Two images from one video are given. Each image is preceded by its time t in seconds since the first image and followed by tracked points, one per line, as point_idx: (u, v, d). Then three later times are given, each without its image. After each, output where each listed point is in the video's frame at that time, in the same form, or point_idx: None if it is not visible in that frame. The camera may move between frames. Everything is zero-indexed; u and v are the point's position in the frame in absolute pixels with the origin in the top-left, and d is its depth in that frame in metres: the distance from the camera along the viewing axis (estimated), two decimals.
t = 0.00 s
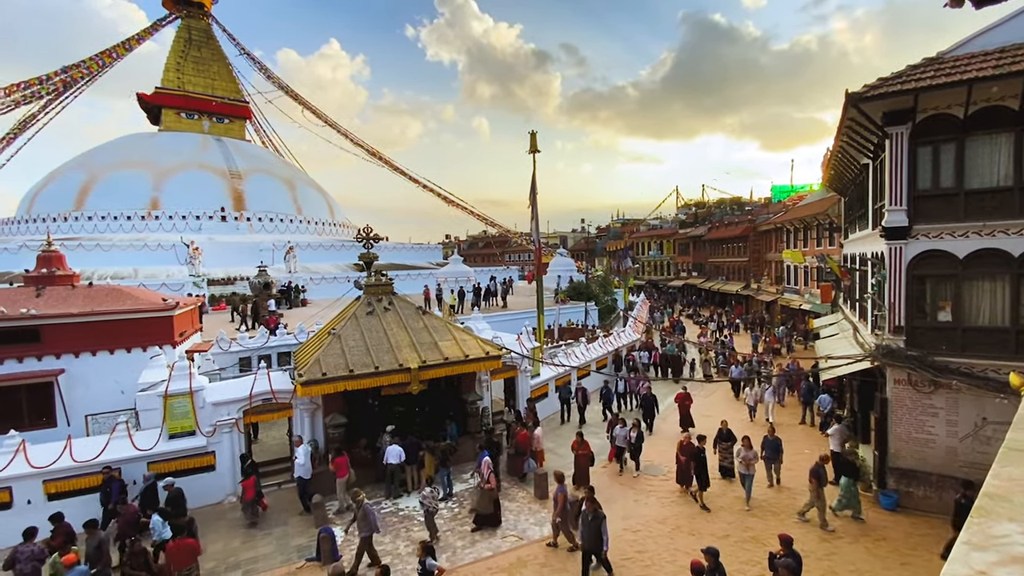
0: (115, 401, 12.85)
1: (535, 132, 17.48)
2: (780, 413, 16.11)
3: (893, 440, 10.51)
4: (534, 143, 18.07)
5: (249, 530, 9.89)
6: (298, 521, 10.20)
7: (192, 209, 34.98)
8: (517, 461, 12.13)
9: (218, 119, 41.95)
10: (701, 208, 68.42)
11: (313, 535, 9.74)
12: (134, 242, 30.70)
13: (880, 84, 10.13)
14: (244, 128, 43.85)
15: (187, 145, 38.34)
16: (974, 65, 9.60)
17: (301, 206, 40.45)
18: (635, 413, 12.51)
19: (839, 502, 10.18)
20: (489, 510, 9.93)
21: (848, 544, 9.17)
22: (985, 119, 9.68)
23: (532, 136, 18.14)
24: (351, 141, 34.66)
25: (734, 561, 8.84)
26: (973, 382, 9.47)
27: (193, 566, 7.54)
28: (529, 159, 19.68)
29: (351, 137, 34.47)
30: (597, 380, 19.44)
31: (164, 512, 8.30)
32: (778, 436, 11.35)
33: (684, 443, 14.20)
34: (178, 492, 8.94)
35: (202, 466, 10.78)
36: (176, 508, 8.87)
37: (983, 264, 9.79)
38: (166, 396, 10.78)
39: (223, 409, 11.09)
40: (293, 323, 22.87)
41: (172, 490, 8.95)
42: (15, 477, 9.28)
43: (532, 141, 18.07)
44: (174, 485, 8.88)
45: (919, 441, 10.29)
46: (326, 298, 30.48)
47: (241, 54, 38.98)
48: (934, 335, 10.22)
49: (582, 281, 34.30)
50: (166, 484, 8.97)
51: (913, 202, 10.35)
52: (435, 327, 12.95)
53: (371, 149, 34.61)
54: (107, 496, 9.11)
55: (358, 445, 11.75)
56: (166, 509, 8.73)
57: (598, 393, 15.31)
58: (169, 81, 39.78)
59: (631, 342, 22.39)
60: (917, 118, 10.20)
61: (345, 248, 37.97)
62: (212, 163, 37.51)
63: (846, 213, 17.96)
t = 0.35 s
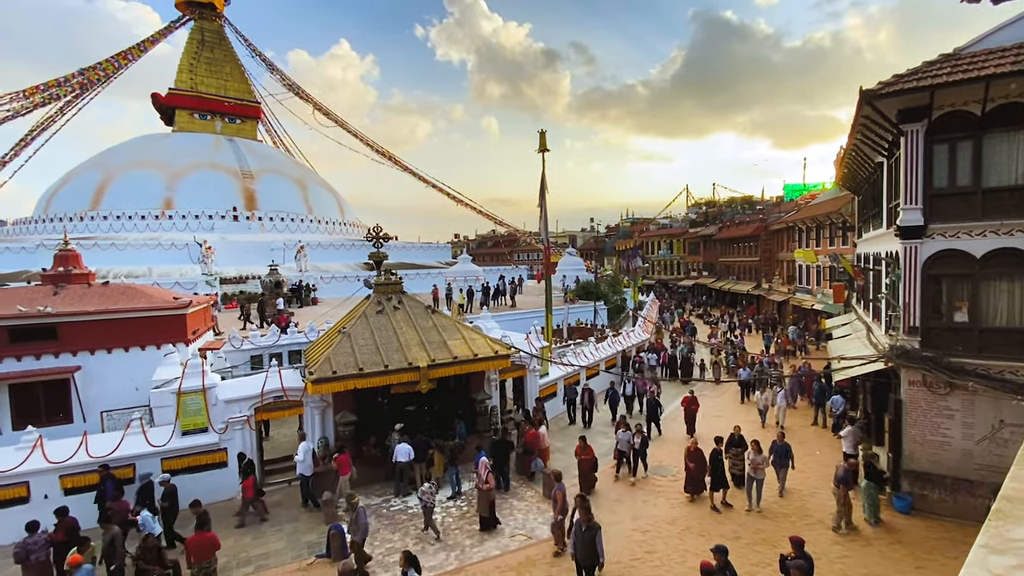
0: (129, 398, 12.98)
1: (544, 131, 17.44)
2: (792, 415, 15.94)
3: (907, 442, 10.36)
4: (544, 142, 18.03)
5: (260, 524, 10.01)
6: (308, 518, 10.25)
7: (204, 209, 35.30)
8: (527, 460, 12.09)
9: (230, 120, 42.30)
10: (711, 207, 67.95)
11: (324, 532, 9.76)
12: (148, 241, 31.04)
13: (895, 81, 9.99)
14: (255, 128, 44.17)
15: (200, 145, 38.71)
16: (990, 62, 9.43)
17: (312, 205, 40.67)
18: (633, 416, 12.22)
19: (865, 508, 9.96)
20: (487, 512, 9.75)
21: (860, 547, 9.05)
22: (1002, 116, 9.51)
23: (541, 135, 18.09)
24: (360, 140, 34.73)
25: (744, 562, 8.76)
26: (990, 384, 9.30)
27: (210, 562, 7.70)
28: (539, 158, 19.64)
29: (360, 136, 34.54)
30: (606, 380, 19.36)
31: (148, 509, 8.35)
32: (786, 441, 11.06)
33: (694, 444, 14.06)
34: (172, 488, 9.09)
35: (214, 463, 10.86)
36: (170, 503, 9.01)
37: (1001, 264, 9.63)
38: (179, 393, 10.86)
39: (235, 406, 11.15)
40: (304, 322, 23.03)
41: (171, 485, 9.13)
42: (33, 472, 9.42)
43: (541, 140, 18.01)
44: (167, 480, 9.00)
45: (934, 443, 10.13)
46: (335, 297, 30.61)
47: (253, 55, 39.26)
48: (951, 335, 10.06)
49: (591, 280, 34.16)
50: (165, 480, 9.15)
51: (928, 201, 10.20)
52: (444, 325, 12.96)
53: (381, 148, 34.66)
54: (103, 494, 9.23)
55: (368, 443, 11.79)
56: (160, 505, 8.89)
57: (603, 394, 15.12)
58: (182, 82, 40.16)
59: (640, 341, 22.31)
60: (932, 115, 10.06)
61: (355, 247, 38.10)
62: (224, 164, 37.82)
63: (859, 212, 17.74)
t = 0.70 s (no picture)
0: (144, 395, 13.12)
1: (554, 130, 17.43)
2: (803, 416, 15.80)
3: (922, 444, 10.23)
4: (553, 141, 17.97)
5: (271, 521, 10.09)
6: (318, 515, 10.29)
7: (217, 208, 35.61)
8: (536, 459, 12.08)
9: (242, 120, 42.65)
10: (722, 206, 67.45)
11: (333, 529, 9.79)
12: (162, 241, 31.37)
13: (911, 77, 9.84)
14: (267, 128, 44.50)
15: (212, 145, 39.07)
16: (1009, 57, 9.27)
17: (322, 205, 40.89)
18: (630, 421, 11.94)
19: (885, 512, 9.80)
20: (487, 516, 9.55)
21: (873, 550, 8.94)
22: (1021, 113, 9.33)
23: (550, 135, 18.05)
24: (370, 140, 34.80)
25: (754, 564, 8.68)
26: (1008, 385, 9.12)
27: (224, 558, 7.76)
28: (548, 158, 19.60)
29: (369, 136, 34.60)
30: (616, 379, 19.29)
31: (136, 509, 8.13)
32: (794, 445, 10.81)
33: (703, 445, 13.98)
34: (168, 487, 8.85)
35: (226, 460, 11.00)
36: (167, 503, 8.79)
37: (1019, 263, 9.45)
38: (192, 390, 10.98)
39: (247, 403, 11.22)
40: (315, 321, 23.20)
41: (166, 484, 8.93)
42: (50, 467, 9.56)
43: (551, 139, 17.97)
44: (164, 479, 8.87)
45: (949, 445, 9.98)
46: (346, 296, 30.74)
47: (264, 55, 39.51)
48: (967, 336, 9.91)
49: (600, 279, 34.02)
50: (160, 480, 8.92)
51: (944, 199, 10.05)
52: (453, 324, 12.97)
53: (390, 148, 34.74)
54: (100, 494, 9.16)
55: (378, 441, 11.82)
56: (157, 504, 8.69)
57: (610, 396, 14.90)
58: (195, 83, 40.55)
59: (649, 341, 22.21)
60: (949, 112, 9.90)
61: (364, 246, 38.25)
62: (236, 163, 38.12)
63: (874, 211, 17.51)
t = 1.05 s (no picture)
0: (158, 392, 13.24)
1: (563, 129, 17.39)
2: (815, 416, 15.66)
3: (937, 446, 10.08)
4: (562, 140, 17.92)
5: (282, 517, 10.18)
6: (328, 512, 10.34)
7: (229, 208, 35.91)
8: (545, 458, 12.02)
9: (254, 121, 42.97)
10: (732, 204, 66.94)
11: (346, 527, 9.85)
12: (175, 240, 31.68)
13: (926, 74, 9.69)
14: (278, 128, 44.80)
15: (224, 146, 39.38)
16: None
17: (332, 204, 41.11)
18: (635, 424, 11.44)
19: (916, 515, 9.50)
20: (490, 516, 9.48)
21: (886, 553, 8.83)
22: None
23: (559, 133, 18.01)
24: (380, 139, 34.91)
25: (764, 565, 8.61)
26: None
27: (237, 552, 7.77)
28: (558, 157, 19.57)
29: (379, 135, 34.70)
30: (625, 379, 19.23)
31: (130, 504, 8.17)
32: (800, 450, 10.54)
33: (713, 445, 13.88)
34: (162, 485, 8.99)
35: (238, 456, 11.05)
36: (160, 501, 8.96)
37: None
38: (204, 388, 11.03)
39: (259, 401, 11.27)
40: (325, 319, 23.34)
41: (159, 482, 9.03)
42: (67, 462, 9.70)
43: (559, 138, 17.93)
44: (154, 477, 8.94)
45: (965, 447, 9.83)
46: (355, 295, 30.89)
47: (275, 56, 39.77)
48: (983, 336, 9.77)
49: (609, 279, 33.89)
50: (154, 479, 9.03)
51: (960, 197, 9.89)
52: (462, 323, 12.96)
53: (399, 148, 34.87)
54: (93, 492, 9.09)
55: (388, 439, 11.86)
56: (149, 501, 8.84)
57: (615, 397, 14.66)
58: (207, 84, 40.89)
59: (659, 341, 22.11)
60: (966, 109, 9.74)
61: (374, 246, 38.38)
62: (248, 163, 38.41)
63: (887, 210, 17.30)
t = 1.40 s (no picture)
0: (171, 389, 13.35)
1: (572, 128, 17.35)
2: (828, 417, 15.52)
3: (952, 448, 9.92)
4: (571, 139, 17.87)
5: (293, 513, 10.24)
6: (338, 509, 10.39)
7: (240, 208, 36.18)
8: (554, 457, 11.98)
9: (265, 121, 43.27)
10: (744, 203, 66.40)
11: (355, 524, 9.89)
12: (188, 239, 31.99)
13: (942, 70, 9.54)
14: (288, 129, 45.07)
15: (235, 146, 39.67)
16: None
17: (342, 204, 41.29)
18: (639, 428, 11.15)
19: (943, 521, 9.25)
20: (491, 514, 9.49)
21: (900, 556, 8.71)
22: None
23: (568, 132, 17.96)
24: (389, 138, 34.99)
25: (775, 567, 8.53)
26: None
27: (248, 546, 7.86)
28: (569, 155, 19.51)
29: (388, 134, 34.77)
30: (634, 378, 19.15)
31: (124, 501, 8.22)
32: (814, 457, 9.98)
33: (724, 446, 13.78)
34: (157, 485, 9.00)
35: (249, 453, 11.14)
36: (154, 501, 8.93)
37: None
38: (217, 385, 11.13)
39: (270, 399, 11.35)
40: (335, 318, 23.47)
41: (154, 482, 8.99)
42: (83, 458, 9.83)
43: (569, 136, 17.88)
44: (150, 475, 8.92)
45: (981, 449, 9.67)
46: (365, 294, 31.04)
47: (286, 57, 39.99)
48: (1000, 337, 9.60)
49: (618, 278, 33.73)
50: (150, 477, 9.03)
51: (977, 195, 9.72)
52: (470, 322, 12.95)
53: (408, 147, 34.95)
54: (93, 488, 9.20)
55: (397, 438, 11.89)
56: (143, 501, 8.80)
57: (622, 399, 14.15)
58: (219, 85, 41.24)
59: (669, 340, 22.01)
60: (983, 105, 9.58)
61: (384, 245, 38.48)
62: (259, 163, 38.67)
63: (902, 208, 17.07)
